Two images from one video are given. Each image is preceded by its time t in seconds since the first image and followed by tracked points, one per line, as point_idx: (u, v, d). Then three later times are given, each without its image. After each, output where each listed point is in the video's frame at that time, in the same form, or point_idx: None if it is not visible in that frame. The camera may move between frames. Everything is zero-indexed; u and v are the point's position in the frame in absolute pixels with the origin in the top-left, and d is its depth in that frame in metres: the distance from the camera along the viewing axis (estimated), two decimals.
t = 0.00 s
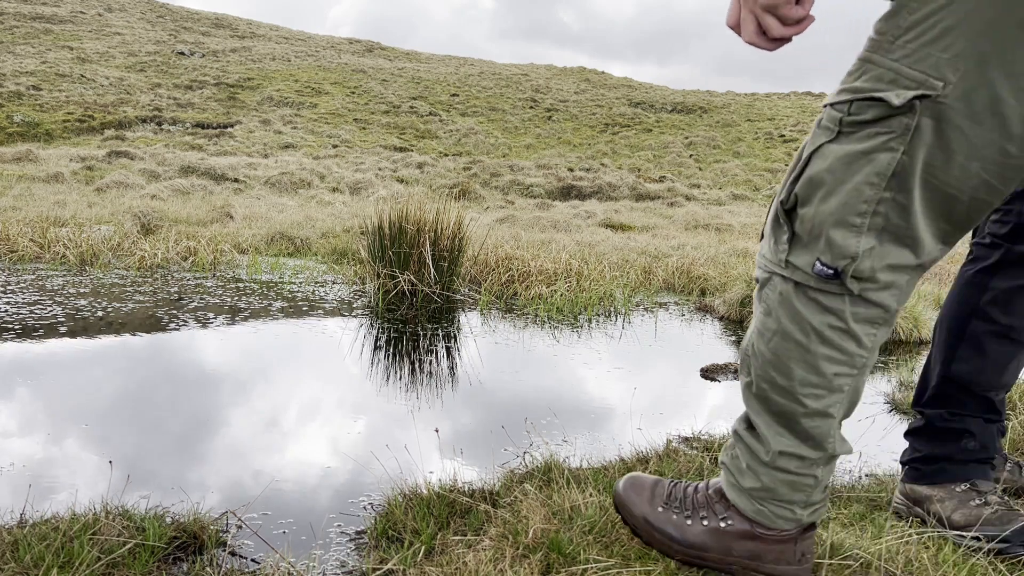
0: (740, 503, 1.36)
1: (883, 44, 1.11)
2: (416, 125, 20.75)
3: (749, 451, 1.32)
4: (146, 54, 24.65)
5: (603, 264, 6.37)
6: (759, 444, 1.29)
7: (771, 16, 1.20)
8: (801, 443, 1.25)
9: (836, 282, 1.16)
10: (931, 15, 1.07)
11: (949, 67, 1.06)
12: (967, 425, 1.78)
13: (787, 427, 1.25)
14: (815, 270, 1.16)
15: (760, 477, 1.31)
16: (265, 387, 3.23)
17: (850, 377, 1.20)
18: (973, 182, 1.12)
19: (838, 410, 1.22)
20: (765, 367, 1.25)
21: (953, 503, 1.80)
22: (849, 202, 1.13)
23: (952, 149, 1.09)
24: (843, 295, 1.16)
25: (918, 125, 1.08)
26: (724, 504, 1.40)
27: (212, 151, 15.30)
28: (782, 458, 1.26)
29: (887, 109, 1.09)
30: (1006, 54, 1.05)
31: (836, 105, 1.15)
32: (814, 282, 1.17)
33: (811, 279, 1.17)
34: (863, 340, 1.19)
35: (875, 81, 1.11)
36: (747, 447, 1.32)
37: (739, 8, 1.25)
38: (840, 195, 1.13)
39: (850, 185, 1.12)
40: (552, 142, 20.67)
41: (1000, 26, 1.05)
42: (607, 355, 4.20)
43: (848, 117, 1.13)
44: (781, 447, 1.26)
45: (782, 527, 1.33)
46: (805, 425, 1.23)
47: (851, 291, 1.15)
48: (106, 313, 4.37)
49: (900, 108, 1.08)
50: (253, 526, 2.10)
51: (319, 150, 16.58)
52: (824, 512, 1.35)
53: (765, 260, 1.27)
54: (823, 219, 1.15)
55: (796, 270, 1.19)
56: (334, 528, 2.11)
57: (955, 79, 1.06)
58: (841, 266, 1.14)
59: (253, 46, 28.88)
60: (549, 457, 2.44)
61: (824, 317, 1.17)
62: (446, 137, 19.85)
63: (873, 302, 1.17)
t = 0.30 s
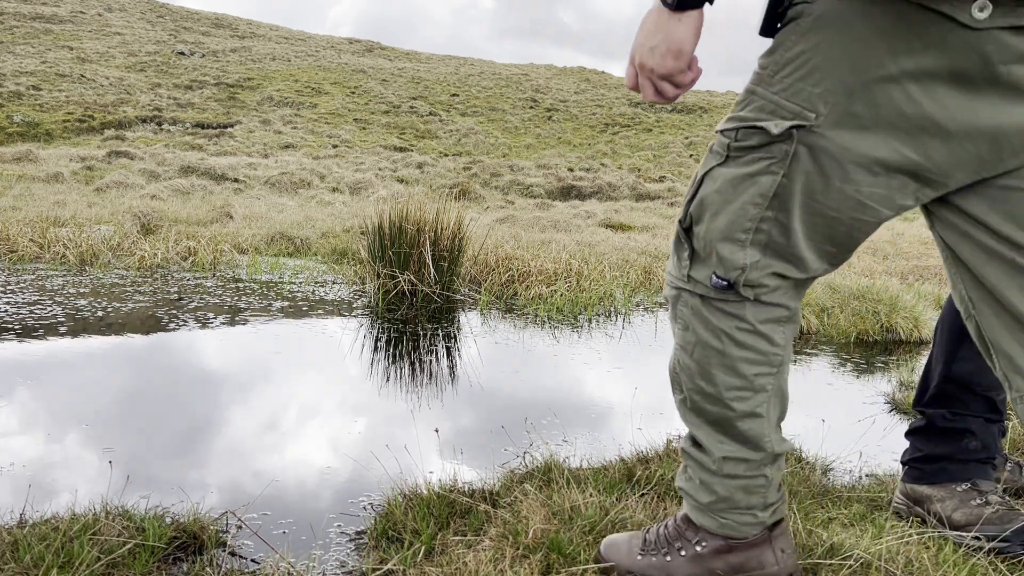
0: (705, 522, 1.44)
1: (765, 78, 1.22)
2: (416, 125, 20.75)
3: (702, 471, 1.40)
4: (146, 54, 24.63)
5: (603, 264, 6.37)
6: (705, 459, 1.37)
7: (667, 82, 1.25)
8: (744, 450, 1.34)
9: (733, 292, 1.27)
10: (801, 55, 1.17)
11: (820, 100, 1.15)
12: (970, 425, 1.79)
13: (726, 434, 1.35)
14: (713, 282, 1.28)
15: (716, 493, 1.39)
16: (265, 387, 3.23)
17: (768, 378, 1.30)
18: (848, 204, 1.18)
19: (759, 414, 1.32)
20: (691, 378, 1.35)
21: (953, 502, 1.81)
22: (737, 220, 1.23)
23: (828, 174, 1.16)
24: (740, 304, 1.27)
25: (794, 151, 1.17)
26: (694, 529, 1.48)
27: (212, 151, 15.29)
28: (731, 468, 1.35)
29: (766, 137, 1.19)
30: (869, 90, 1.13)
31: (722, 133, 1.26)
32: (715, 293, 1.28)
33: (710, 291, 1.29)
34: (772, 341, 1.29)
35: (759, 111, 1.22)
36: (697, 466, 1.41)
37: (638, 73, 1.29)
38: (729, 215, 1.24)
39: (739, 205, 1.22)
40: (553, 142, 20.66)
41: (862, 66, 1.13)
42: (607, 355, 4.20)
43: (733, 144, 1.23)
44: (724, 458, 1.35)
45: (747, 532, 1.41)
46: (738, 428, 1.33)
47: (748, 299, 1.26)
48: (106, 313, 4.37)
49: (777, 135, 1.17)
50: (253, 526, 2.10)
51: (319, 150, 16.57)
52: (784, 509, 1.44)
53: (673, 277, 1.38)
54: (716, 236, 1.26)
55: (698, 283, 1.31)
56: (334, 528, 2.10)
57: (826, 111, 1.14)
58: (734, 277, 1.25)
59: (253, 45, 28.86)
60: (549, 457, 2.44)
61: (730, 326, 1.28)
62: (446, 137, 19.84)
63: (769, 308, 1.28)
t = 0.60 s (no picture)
0: (701, 526, 1.44)
1: (712, 80, 1.24)
2: (416, 124, 20.72)
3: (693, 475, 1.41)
4: (146, 54, 24.57)
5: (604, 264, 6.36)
6: (697, 463, 1.39)
7: (596, 101, 1.32)
8: (738, 450, 1.36)
9: (715, 291, 1.30)
10: (745, 53, 1.20)
11: (774, 91, 1.19)
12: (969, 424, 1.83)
13: (719, 435, 1.37)
14: (695, 284, 1.30)
15: (708, 496, 1.40)
16: (265, 388, 3.22)
17: (753, 374, 1.35)
18: (808, 185, 1.24)
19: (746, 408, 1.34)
20: (679, 383, 1.37)
21: (954, 502, 1.80)
22: (712, 220, 1.25)
23: (787, 158, 1.22)
24: (722, 303, 1.30)
25: (758, 144, 1.21)
26: (691, 534, 1.48)
27: (211, 151, 15.26)
28: (725, 470, 1.37)
29: (727, 134, 1.22)
30: (815, 73, 1.19)
31: (679, 140, 1.29)
32: (697, 295, 1.31)
33: (694, 294, 1.31)
34: (754, 338, 1.34)
35: (714, 112, 1.23)
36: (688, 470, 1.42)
37: (566, 95, 1.37)
38: (705, 216, 1.26)
39: (714, 206, 1.25)
40: (553, 142, 20.63)
41: (803, 51, 1.18)
42: (608, 355, 4.19)
43: (696, 147, 1.26)
44: (716, 459, 1.36)
45: (743, 533, 1.42)
46: (727, 427, 1.35)
47: (730, 297, 1.30)
48: (106, 313, 4.36)
49: (740, 130, 1.21)
50: (253, 526, 2.09)
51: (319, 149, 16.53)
52: (779, 510, 1.44)
53: (649, 287, 1.40)
54: (694, 237, 1.27)
55: (679, 288, 1.33)
56: (334, 528, 2.10)
57: (781, 100, 1.19)
58: (715, 276, 1.28)
59: (253, 45, 28.80)
60: (549, 457, 2.43)
61: (713, 327, 1.32)
62: (446, 136, 19.81)
63: (748, 304, 1.31)
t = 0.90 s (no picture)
0: (705, 525, 1.44)
1: (715, 82, 1.26)
2: (416, 124, 20.72)
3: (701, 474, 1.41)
4: (146, 54, 24.54)
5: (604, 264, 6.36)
6: (705, 463, 1.38)
7: (606, 125, 1.31)
8: (745, 449, 1.36)
9: (729, 291, 1.29)
10: (749, 53, 1.23)
11: (781, 88, 1.22)
12: (971, 425, 1.88)
13: (728, 435, 1.36)
14: (711, 284, 1.30)
15: (714, 496, 1.40)
16: (265, 388, 3.22)
17: (764, 374, 1.34)
18: (811, 176, 1.29)
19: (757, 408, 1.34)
20: (690, 387, 1.37)
21: (954, 503, 1.84)
22: (726, 220, 1.26)
23: (794, 152, 1.26)
24: (736, 304, 1.30)
25: (769, 140, 1.23)
26: (693, 534, 1.49)
27: (211, 151, 15.25)
28: (732, 470, 1.36)
29: (738, 133, 1.23)
30: (816, 68, 1.24)
31: (686, 142, 1.29)
32: (713, 296, 1.30)
33: (710, 295, 1.30)
34: (763, 337, 1.33)
35: (721, 112, 1.25)
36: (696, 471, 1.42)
37: (572, 123, 1.34)
38: (719, 217, 1.26)
39: (728, 205, 1.26)
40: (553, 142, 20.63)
41: (806, 49, 1.23)
42: (608, 355, 4.19)
43: (705, 148, 1.26)
44: (723, 458, 1.36)
45: (749, 534, 1.41)
46: (735, 428, 1.35)
47: (745, 295, 1.30)
48: (106, 313, 4.36)
49: (751, 127, 1.22)
50: (253, 526, 2.09)
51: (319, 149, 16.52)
52: (783, 510, 1.44)
53: (657, 292, 1.38)
54: (710, 238, 1.27)
55: (693, 290, 1.32)
56: (334, 528, 2.09)
57: (789, 97, 1.22)
58: (731, 275, 1.28)
59: (253, 45, 28.79)
60: (549, 457, 2.43)
61: (727, 327, 1.31)
62: (446, 136, 19.81)
63: (761, 303, 1.32)
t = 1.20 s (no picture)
0: (704, 522, 1.51)
1: (674, 99, 1.37)
2: (416, 125, 20.71)
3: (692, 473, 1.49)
4: (146, 54, 24.51)
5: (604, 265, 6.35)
6: (693, 460, 1.47)
7: (571, 137, 1.44)
8: (727, 441, 1.45)
9: (685, 297, 1.41)
10: (706, 74, 1.35)
11: (734, 108, 1.34)
12: (970, 425, 1.88)
13: (703, 428, 1.46)
14: (666, 292, 1.41)
15: (708, 492, 1.48)
16: (266, 387, 3.22)
17: (731, 365, 1.45)
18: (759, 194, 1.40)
19: (729, 400, 1.44)
20: (661, 389, 1.48)
21: (954, 502, 1.85)
22: (679, 233, 1.37)
23: (744, 170, 1.37)
24: (695, 307, 1.41)
25: (722, 156, 1.34)
26: (694, 532, 1.54)
27: (211, 151, 15.23)
28: (720, 463, 1.45)
29: (693, 148, 1.34)
30: (768, 91, 1.35)
31: (644, 156, 1.40)
32: (668, 303, 1.42)
33: (665, 302, 1.42)
34: (722, 330, 1.45)
35: (678, 128, 1.36)
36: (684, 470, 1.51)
37: (538, 134, 1.46)
38: (674, 228, 1.37)
39: (683, 217, 1.37)
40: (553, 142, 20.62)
41: (761, 71, 1.34)
42: (608, 355, 4.19)
43: (662, 162, 1.37)
44: (708, 451, 1.45)
45: (747, 527, 1.49)
46: (712, 422, 1.44)
47: (699, 301, 1.41)
48: (106, 313, 4.36)
49: (705, 143, 1.33)
50: (253, 526, 2.09)
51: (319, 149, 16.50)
52: (778, 502, 1.53)
53: (619, 300, 1.50)
54: (665, 248, 1.38)
55: (650, 297, 1.43)
56: (334, 529, 2.09)
57: (742, 115, 1.33)
58: (686, 283, 1.39)
59: (253, 45, 28.75)
60: (549, 457, 2.43)
61: (687, 327, 1.42)
62: (446, 136, 19.79)
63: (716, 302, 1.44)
